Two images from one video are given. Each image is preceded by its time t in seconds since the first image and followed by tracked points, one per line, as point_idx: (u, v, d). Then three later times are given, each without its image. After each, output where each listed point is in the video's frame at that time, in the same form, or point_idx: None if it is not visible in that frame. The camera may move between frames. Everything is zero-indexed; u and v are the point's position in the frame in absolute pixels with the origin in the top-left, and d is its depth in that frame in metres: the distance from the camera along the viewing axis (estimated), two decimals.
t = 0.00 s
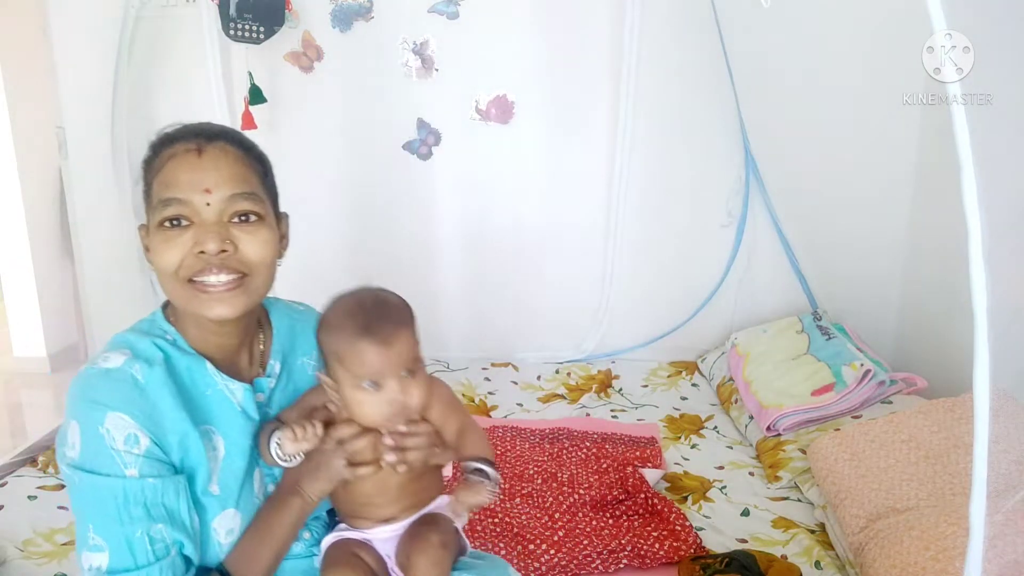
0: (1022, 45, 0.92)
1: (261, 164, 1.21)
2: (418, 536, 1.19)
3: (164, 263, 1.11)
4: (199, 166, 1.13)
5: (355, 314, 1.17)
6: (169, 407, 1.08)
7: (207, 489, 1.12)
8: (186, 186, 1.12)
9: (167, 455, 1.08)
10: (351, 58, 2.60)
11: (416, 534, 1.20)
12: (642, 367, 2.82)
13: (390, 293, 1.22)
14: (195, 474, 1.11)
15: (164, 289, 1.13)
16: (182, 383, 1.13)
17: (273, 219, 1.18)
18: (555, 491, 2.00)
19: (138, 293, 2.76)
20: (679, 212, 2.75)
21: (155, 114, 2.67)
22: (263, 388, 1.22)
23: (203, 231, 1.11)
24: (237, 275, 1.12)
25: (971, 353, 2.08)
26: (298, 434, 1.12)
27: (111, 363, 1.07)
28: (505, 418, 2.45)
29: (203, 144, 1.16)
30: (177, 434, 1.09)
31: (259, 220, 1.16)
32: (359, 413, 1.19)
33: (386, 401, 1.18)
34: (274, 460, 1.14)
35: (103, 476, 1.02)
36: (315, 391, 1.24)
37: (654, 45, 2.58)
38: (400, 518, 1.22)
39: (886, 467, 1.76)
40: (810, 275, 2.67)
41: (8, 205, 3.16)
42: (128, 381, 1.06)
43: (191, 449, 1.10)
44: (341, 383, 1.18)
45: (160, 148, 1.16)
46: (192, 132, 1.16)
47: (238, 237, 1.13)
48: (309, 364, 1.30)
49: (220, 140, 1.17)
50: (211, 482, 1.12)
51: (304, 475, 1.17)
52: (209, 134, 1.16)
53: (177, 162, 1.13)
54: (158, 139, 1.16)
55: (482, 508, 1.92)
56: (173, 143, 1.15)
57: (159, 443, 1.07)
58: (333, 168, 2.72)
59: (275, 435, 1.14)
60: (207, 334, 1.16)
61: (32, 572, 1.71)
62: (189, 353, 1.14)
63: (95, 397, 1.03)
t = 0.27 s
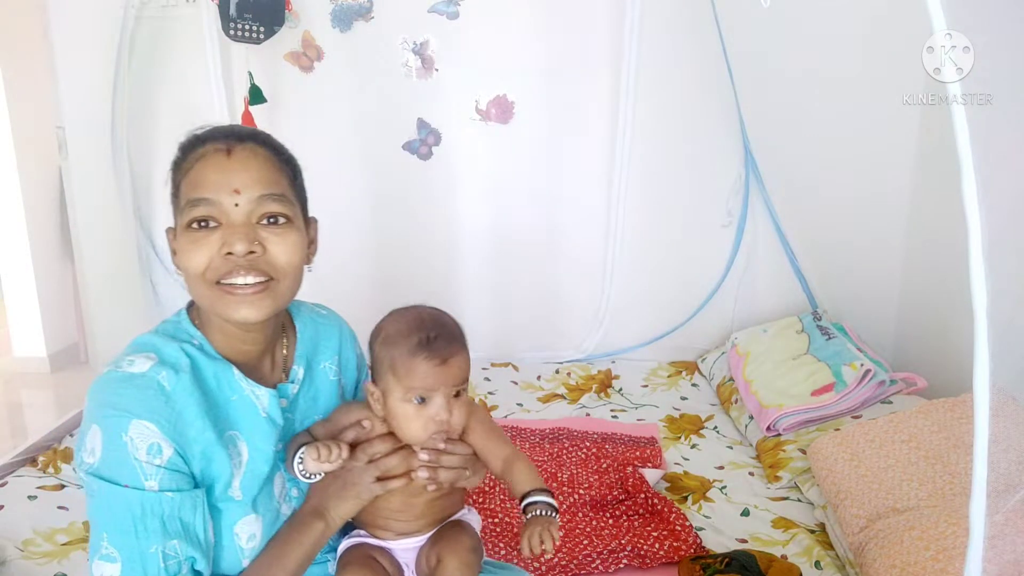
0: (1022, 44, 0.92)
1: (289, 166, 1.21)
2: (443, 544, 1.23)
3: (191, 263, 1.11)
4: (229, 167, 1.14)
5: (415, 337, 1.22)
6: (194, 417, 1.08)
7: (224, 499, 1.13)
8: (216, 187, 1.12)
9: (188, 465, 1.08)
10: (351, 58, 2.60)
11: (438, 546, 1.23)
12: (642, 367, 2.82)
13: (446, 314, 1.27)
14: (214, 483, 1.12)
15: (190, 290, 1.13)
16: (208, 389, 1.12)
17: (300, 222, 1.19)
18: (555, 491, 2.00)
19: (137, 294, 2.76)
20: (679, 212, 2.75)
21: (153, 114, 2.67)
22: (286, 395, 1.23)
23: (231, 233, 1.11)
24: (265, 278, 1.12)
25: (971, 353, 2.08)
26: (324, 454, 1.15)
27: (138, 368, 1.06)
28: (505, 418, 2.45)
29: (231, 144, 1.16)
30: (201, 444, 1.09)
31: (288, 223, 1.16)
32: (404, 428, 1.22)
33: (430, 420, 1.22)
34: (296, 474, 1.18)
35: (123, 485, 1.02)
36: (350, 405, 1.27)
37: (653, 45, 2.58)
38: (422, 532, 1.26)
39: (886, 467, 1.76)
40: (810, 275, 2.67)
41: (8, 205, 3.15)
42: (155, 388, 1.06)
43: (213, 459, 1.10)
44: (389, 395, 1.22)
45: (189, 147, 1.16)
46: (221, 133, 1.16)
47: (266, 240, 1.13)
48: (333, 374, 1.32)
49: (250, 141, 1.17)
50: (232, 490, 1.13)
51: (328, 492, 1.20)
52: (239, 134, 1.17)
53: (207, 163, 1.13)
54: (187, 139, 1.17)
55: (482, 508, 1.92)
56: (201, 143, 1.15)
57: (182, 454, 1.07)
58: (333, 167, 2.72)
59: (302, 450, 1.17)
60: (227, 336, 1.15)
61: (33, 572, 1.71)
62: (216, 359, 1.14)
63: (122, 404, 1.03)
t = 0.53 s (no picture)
0: (1022, 44, 0.92)
1: (306, 172, 1.22)
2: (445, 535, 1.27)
3: (207, 267, 1.10)
4: (249, 172, 1.14)
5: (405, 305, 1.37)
6: (206, 423, 1.08)
7: (232, 501, 1.12)
8: (235, 191, 1.13)
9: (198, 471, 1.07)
10: (351, 58, 2.60)
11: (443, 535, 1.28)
12: (642, 367, 2.82)
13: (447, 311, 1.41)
14: (221, 487, 1.11)
15: (204, 293, 1.13)
16: (220, 392, 1.13)
17: (316, 228, 1.19)
18: (555, 492, 2.00)
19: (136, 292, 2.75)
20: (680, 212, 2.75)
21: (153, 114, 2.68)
22: (296, 397, 1.24)
23: (248, 238, 1.12)
24: (281, 284, 1.12)
25: (971, 353, 2.08)
26: (328, 445, 1.17)
27: (150, 373, 1.06)
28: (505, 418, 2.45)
29: (251, 150, 1.16)
30: (211, 449, 1.08)
31: (304, 230, 1.16)
32: (388, 385, 1.32)
33: (414, 368, 1.31)
34: (302, 471, 1.18)
35: (132, 492, 1.00)
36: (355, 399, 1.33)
37: (653, 45, 2.57)
38: (426, 526, 1.29)
39: (886, 467, 1.76)
40: (810, 275, 2.67)
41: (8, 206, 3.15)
42: (168, 394, 1.05)
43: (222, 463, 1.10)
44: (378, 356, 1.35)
45: (207, 149, 1.16)
46: (240, 137, 1.16)
47: (283, 246, 1.13)
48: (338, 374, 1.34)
49: (269, 146, 1.17)
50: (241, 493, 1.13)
51: (338, 491, 1.18)
52: (258, 139, 1.17)
53: (227, 167, 1.14)
54: (204, 140, 1.16)
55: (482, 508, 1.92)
56: (220, 147, 1.15)
57: (192, 461, 1.06)
58: (333, 167, 2.72)
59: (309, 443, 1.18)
60: (237, 338, 1.16)
61: (33, 571, 1.71)
62: (227, 362, 1.14)
63: (135, 409, 1.01)
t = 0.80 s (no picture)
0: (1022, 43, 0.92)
1: (306, 172, 1.22)
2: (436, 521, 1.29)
3: (208, 267, 1.10)
4: (250, 172, 1.14)
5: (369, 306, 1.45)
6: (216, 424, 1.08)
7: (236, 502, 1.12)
8: (236, 192, 1.13)
9: (205, 470, 1.06)
10: (351, 58, 2.60)
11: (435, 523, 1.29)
12: (642, 367, 2.82)
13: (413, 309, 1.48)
14: (226, 489, 1.10)
15: (206, 291, 1.13)
16: (226, 390, 1.13)
17: (316, 227, 1.20)
18: (556, 491, 2.01)
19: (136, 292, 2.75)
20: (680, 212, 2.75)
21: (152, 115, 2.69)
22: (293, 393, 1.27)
23: (249, 238, 1.12)
24: (281, 282, 1.12)
25: (971, 353, 2.08)
26: (311, 434, 1.17)
27: (158, 372, 1.06)
28: (505, 418, 2.45)
29: (251, 150, 1.16)
30: (219, 449, 1.08)
31: (304, 229, 1.17)
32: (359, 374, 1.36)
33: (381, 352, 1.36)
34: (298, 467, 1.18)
35: (139, 489, 0.99)
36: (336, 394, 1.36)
37: (653, 45, 2.57)
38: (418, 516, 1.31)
39: (886, 467, 1.76)
40: (810, 275, 2.67)
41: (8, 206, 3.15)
42: (178, 393, 1.05)
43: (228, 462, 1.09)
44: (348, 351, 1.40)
45: (208, 150, 1.16)
46: (241, 137, 1.16)
47: (284, 245, 1.14)
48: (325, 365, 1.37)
49: (270, 146, 1.18)
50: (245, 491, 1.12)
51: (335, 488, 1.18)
52: (259, 140, 1.17)
53: (228, 168, 1.14)
54: (205, 140, 1.16)
55: (482, 508, 1.92)
56: (221, 147, 1.15)
57: (200, 459, 1.05)
58: (333, 167, 2.72)
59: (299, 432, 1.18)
60: (239, 334, 1.17)
61: (32, 572, 1.71)
62: (232, 359, 1.15)
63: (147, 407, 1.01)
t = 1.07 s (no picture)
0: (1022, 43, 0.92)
1: (301, 167, 1.22)
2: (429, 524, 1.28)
3: (207, 263, 1.10)
4: (245, 168, 1.14)
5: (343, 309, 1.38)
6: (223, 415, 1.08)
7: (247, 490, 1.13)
8: (232, 187, 1.13)
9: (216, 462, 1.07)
10: (351, 58, 2.60)
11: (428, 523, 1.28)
12: (642, 366, 2.82)
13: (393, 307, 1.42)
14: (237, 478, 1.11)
15: (204, 287, 1.13)
16: (229, 383, 1.14)
17: (311, 222, 1.20)
18: (556, 491, 2.01)
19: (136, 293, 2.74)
20: (680, 211, 2.75)
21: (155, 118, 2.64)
22: (290, 390, 1.26)
23: (246, 233, 1.12)
24: (278, 277, 1.13)
25: (971, 353, 2.08)
26: (289, 456, 1.13)
27: (162, 368, 1.05)
28: (505, 418, 2.45)
29: (247, 146, 1.16)
30: (228, 440, 1.09)
31: (299, 224, 1.17)
32: (334, 387, 1.30)
33: (355, 367, 1.30)
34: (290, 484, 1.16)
35: (153, 485, 1.00)
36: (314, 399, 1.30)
37: (654, 45, 2.57)
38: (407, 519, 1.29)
39: (886, 467, 1.76)
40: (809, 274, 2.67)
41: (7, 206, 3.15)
42: (185, 386, 1.05)
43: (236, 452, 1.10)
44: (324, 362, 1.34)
45: (204, 147, 1.16)
46: (236, 133, 1.16)
47: (279, 239, 1.14)
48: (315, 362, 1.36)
49: (265, 142, 1.17)
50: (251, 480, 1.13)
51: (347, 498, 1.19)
52: (254, 135, 1.17)
53: (224, 164, 1.14)
54: (202, 139, 1.16)
55: (482, 508, 1.92)
56: (217, 144, 1.15)
57: (211, 451, 1.05)
58: (333, 167, 2.72)
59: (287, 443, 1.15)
60: (237, 329, 1.17)
61: (32, 572, 1.71)
62: (234, 352, 1.16)
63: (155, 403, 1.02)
